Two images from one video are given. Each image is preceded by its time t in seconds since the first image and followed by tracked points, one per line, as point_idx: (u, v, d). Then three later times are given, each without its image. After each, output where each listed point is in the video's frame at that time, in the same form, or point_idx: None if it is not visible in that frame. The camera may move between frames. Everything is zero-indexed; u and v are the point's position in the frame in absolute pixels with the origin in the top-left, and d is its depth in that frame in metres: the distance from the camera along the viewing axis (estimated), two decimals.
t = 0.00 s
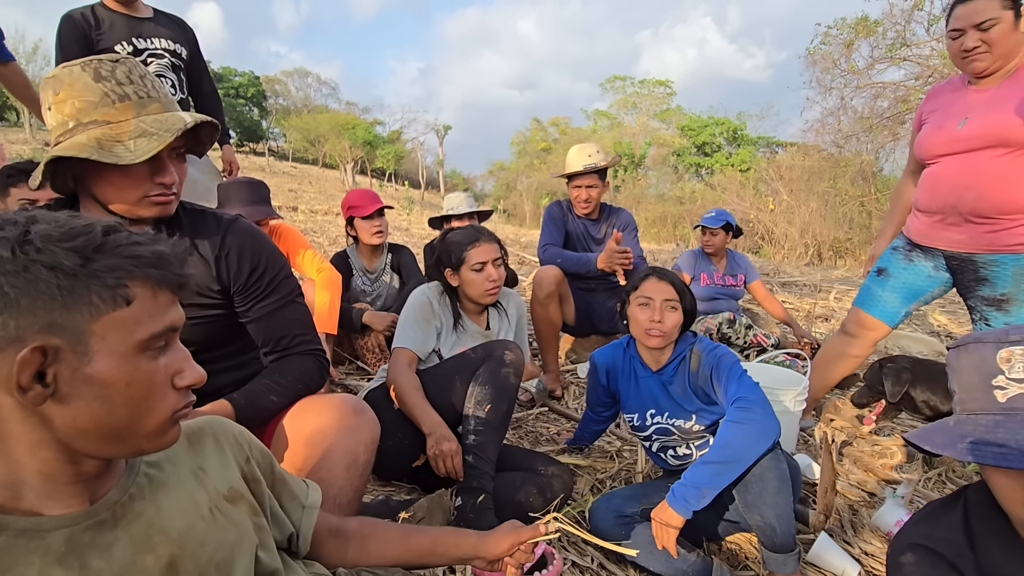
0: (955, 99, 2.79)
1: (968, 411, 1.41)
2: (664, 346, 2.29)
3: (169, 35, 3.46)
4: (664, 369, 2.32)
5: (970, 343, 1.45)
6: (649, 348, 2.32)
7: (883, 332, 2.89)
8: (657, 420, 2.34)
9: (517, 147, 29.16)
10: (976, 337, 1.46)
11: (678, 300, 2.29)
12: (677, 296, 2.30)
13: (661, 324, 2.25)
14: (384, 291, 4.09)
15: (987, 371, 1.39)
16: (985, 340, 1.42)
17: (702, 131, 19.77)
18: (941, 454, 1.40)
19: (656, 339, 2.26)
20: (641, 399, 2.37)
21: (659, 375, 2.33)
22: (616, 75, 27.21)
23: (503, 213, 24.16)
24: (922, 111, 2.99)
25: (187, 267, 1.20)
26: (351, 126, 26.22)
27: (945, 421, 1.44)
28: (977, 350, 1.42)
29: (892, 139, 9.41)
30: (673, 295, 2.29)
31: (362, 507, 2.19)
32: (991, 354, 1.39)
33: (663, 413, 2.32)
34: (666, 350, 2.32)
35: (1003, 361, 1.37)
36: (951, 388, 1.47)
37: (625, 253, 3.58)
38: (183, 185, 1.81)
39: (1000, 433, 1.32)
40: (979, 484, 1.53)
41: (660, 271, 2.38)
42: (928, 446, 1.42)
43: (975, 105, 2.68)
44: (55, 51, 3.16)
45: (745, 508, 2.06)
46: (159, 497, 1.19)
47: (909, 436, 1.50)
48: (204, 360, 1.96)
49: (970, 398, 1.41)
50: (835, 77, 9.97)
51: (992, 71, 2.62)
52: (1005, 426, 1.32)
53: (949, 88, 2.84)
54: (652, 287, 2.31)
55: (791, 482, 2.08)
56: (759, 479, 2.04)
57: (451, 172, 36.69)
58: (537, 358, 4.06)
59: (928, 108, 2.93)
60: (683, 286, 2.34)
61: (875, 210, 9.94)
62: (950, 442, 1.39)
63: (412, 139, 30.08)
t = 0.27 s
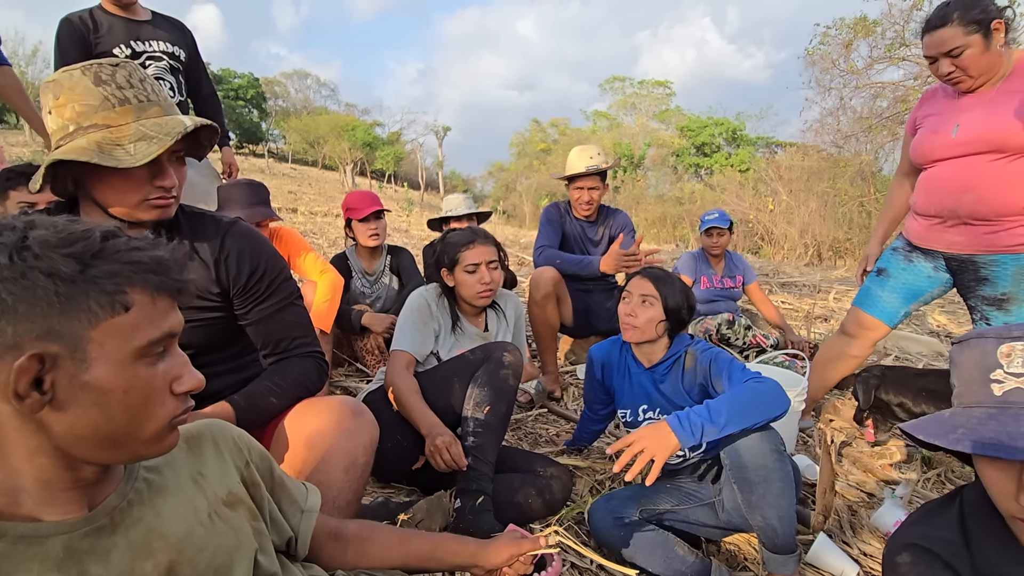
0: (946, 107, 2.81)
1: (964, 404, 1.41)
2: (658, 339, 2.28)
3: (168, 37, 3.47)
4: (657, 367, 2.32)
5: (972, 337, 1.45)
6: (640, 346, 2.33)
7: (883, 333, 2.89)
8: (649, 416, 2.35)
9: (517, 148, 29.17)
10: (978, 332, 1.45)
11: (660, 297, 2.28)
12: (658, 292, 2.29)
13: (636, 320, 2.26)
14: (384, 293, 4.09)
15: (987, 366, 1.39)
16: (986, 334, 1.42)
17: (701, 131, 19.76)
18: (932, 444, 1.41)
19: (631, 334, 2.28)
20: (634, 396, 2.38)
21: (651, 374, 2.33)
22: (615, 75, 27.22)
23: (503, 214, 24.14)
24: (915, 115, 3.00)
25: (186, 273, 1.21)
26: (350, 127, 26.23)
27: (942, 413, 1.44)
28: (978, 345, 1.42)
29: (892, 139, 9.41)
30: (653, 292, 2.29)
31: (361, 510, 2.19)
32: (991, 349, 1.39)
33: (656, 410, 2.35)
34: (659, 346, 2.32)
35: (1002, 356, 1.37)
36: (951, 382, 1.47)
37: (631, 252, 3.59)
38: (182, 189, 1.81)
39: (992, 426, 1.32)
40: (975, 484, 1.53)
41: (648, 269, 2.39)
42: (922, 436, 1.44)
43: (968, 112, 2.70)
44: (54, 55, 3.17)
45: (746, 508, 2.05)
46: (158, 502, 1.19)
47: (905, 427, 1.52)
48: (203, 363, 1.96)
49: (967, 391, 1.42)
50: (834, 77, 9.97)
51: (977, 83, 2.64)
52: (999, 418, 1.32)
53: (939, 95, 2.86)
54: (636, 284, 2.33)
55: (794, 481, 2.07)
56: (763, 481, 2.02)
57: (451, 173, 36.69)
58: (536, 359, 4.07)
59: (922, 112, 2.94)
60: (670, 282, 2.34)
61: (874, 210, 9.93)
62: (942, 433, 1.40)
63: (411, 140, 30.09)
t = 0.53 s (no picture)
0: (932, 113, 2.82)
1: (965, 403, 1.42)
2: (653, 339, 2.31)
3: (166, 40, 3.47)
4: (656, 363, 2.34)
5: (974, 337, 1.45)
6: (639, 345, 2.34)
7: (881, 333, 2.89)
8: (648, 415, 2.34)
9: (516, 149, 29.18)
10: (980, 332, 1.45)
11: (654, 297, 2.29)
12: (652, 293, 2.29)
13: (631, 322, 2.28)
14: (383, 295, 4.10)
15: (989, 365, 1.39)
16: (989, 333, 1.42)
17: (700, 132, 19.76)
18: (934, 441, 1.41)
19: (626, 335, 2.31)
20: (633, 392, 2.38)
21: (650, 370, 2.35)
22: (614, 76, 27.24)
23: (502, 215, 24.17)
24: (901, 121, 3.02)
25: (186, 279, 1.21)
26: (350, 129, 26.25)
27: (942, 411, 1.45)
28: (980, 344, 1.42)
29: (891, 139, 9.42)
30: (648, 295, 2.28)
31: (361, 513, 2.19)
32: (994, 347, 1.40)
33: (654, 407, 2.33)
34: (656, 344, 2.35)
35: (1005, 356, 1.38)
36: (953, 380, 1.48)
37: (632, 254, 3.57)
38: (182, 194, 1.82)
39: (994, 424, 1.32)
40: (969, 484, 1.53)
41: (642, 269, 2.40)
42: (924, 434, 1.43)
43: (953, 119, 2.71)
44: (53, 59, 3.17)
45: (750, 508, 2.05)
46: (159, 508, 1.20)
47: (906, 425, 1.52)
48: (202, 367, 1.96)
49: (969, 390, 1.42)
50: (833, 77, 9.98)
51: (960, 90, 2.64)
52: (1000, 417, 1.33)
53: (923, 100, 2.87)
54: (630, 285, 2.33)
55: (800, 484, 2.07)
56: (769, 482, 2.02)
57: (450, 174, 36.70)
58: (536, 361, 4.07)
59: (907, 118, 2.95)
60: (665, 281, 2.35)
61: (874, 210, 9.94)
62: (943, 431, 1.39)
63: (411, 141, 30.10)
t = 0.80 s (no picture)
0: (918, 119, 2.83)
1: (976, 391, 1.42)
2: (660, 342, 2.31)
3: (169, 44, 3.48)
4: (661, 363, 2.34)
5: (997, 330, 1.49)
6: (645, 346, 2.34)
7: (875, 328, 2.91)
8: (653, 415, 2.33)
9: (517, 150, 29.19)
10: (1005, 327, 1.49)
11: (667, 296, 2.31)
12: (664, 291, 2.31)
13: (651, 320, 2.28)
14: (384, 297, 4.10)
15: (1005, 356, 1.41)
16: (1012, 328, 1.46)
17: (700, 132, 19.75)
18: (936, 426, 1.40)
19: (646, 335, 2.28)
20: (638, 392, 2.38)
21: (656, 369, 2.34)
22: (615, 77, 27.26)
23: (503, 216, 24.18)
24: (886, 128, 3.02)
25: (192, 282, 1.22)
26: (350, 131, 26.28)
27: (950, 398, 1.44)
28: (1002, 336, 1.46)
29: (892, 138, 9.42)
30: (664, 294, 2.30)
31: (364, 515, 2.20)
32: (1014, 340, 1.43)
33: (660, 407, 2.33)
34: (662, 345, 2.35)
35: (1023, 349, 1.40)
36: (968, 371, 1.50)
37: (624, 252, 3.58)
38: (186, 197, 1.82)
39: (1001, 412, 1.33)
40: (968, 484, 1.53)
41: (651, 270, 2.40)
42: (926, 419, 1.43)
43: (940, 125, 2.72)
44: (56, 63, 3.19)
45: (753, 506, 2.05)
46: (164, 510, 1.20)
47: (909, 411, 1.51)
48: (205, 369, 1.97)
49: (982, 379, 1.43)
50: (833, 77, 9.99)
51: (944, 96, 2.66)
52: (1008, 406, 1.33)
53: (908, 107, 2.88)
54: (640, 286, 2.33)
55: (803, 483, 2.07)
56: (772, 481, 2.01)
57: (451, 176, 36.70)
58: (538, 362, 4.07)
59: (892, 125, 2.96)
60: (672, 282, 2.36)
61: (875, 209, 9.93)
62: (947, 416, 1.39)
63: (412, 143, 30.13)
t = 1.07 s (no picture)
0: (921, 120, 2.78)
1: (1000, 394, 1.38)
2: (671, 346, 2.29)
3: (181, 48, 3.51)
4: (672, 368, 2.31)
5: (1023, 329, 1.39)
6: (656, 349, 2.32)
7: (882, 327, 2.88)
8: (664, 419, 2.32)
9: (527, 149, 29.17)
10: None
11: (682, 301, 2.30)
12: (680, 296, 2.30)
13: (665, 323, 2.26)
14: (393, 298, 4.11)
15: None
16: None
17: (711, 131, 19.64)
18: (958, 427, 1.38)
19: (662, 338, 2.26)
20: (648, 397, 2.36)
21: (666, 374, 2.32)
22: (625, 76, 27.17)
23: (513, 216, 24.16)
24: (886, 129, 2.96)
25: (199, 285, 1.22)
26: (360, 132, 26.39)
27: (974, 399, 1.41)
28: None
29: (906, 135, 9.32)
30: (678, 297, 2.29)
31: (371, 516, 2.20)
32: None
33: (671, 411, 2.31)
34: (674, 350, 2.33)
35: None
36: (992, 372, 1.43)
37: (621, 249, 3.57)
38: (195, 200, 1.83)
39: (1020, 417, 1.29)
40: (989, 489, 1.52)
41: (665, 274, 2.37)
42: (947, 419, 1.41)
43: (944, 126, 2.69)
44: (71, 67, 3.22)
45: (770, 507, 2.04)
46: (172, 512, 1.20)
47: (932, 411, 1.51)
48: (214, 371, 1.98)
49: (1006, 381, 1.38)
50: (846, 74, 9.89)
51: (946, 97, 2.63)
52: None
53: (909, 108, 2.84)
54: (654, 289, 2.32)
55: (822, 488, 2.05)
56: (793, 482, 2.00)
57: (461, 176, 36.75)
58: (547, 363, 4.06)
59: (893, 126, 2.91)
60: (688, 287, 2.34)
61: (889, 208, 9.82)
62: (970, 417, 1.37)
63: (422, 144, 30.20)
